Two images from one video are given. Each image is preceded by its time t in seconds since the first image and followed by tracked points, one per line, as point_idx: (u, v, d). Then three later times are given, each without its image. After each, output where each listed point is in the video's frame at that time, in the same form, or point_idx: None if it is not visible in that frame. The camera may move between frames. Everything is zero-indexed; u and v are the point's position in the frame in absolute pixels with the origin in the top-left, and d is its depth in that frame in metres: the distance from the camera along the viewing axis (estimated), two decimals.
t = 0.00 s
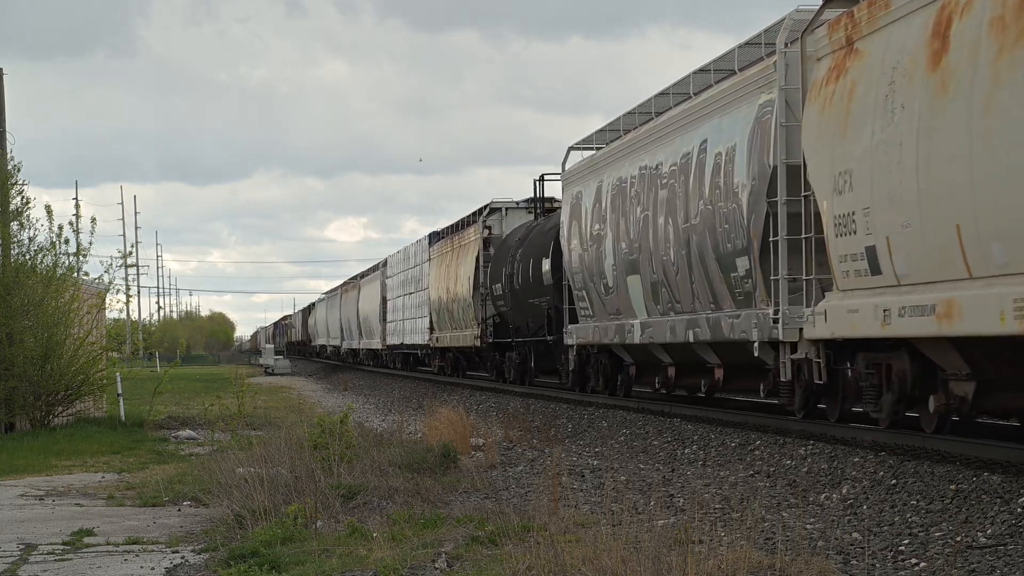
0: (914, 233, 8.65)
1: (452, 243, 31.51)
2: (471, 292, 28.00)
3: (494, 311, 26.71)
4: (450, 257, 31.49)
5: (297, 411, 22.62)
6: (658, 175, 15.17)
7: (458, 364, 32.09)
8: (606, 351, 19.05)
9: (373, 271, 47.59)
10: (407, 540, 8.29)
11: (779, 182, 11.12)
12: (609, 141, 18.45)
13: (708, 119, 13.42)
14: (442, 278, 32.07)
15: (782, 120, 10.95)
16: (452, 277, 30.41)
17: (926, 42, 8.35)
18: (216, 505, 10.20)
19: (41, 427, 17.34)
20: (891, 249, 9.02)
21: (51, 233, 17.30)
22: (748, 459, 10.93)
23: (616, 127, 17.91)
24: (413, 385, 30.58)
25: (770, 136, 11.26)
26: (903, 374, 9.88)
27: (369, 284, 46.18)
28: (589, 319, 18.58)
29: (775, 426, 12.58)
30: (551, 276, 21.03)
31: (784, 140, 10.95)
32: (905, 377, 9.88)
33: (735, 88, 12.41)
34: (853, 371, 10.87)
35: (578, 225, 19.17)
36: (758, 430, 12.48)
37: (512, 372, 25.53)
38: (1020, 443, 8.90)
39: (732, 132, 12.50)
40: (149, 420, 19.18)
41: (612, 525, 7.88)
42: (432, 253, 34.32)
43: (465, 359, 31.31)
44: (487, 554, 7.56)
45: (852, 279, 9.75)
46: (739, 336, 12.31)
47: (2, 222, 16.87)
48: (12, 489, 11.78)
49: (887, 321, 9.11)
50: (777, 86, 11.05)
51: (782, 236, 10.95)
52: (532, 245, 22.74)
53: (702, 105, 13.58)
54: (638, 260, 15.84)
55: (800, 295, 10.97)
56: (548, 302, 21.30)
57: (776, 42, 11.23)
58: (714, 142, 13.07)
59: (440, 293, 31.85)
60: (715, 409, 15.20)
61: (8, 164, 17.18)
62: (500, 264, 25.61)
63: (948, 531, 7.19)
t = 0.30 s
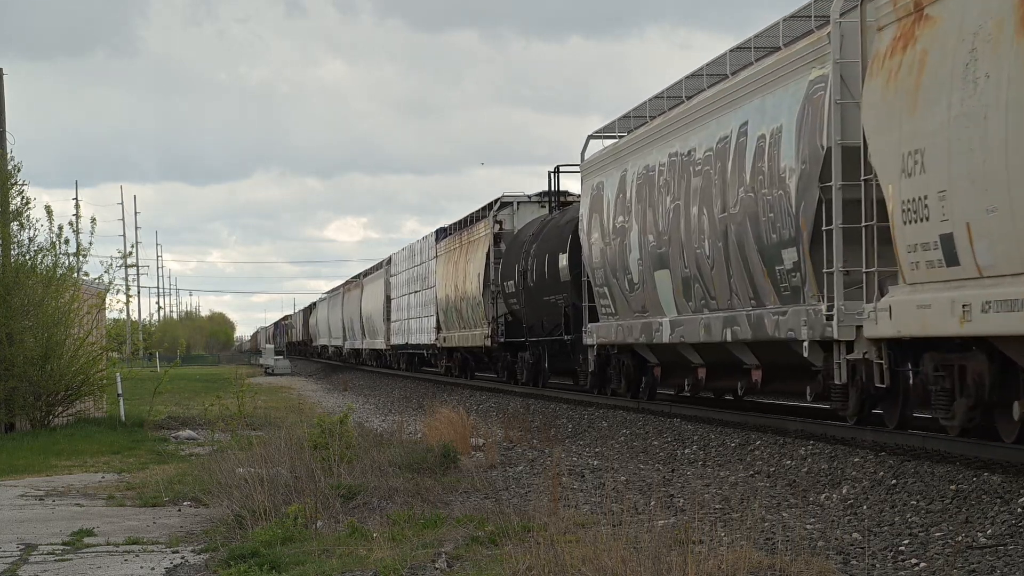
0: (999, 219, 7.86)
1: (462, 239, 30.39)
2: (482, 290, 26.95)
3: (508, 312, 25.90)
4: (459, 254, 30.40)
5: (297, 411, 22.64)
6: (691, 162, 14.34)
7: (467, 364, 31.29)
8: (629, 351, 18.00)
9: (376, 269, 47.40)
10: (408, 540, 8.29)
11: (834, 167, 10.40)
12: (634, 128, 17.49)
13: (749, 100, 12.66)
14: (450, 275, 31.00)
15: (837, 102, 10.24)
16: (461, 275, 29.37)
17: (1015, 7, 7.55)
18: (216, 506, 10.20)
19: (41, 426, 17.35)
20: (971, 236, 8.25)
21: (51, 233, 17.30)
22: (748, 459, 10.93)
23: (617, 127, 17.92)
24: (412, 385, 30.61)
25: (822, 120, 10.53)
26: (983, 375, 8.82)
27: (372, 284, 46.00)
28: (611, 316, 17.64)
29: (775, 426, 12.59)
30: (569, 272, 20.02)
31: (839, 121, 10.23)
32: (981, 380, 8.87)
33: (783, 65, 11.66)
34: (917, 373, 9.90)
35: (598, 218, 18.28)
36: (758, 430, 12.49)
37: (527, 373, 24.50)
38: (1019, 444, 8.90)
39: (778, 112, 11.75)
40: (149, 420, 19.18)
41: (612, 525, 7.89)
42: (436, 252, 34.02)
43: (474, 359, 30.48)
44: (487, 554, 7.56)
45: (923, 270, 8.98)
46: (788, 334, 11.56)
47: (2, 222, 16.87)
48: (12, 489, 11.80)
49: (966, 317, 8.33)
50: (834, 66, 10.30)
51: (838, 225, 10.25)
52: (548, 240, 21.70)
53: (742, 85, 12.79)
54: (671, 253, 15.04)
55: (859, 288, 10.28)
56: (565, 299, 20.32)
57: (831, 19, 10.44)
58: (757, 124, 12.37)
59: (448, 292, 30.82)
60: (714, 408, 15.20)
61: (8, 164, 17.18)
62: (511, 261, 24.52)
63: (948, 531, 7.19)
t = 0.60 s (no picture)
0: None
1: (471, 235, 29.04)
2: (493, 288, 25.64)
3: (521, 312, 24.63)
4: (469, 251, 29.12)
5: (297, 411, 22.64)
6: (728, 145, 12.87)
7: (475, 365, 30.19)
8: (655, 351, 16.67)
9: (379, 269, 47.26)
10: (408, 540, 8.29)
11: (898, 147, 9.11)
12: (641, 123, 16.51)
13: (799, 76, 11.20)
14: (460, 273, 29.69)
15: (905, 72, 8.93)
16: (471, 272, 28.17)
17: None
18: (216, 506, 10.20)
19: (41, 426, 17.35)
20: None
21: (51, 233, 17.31)
22: (748, 459, 10.93)
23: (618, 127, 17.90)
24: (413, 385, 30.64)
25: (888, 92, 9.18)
26: None
27: (375, 283, 45.87)
28: (634, 314, 16.31)
29: (775, 426, 12.58)
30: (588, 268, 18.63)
31: (906, 93, 8.91)
32: None
33: (837, 35, 10.30)
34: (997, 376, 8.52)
35: (624, 209, 16.63)
36: (758, 430, 12.48)
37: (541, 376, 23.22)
38: (1019, 443, 8.90)
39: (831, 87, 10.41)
40: (149, 420, 19.18)
41: (612, 525, 7.89)
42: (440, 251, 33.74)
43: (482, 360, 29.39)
44: (487, 554, 7.56)
45: (1010, 261, 7.52)
46: (841, 332, 10.22)
47: (2, 222, 16.88)
48: (12, 489, 11.79)
49: None
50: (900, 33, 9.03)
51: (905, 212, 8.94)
52: (563, 234, 20.44)
53: (787, 59, 11.44)
54: (704, 246, 13.59)
55: (928, 282, 9.02)
56: (585, 296, 18.94)
57: None
58: (808, 100, 10.89)
59: (458, 291, 29.55)
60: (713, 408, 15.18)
61: (8, 164, 17.19)
62: (525, 257, 23.17)
63: (948, 531, 7.19)
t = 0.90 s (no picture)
0: None
1: (482, 230, 27.62)
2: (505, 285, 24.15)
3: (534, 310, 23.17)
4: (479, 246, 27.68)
5: (297, 411, 22.65)
6: (771, 127, 11.18)
7: (484, 365, 29.11)
8: (684, 351, 15.21)
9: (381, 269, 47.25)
10: (408, 540, 8.29)
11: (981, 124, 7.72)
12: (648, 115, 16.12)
13: (854, 46, 9.58)
14: (470, 270, 28.30)
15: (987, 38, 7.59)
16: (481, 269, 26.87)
17: None
18: (216, 506, 10.20)
19: (41, 426, 17.35)
20: None
21: (51, 233, 17.32)
22: (748, 459, 10.93)
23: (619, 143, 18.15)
24: (413, 385, 30.63)
25: (964, 60, 7.79)
26: None
27: (377, 283, 45.71)
28: (660, 312, 14.72)
29: (775, 427, 12.58)
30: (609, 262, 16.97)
31: (990, 60, 7.59)
32: None
33: None
34: None
35: (649, 199, 15.07)
36: (758, 430, 12.48)
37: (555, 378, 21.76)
38: (1020, 444, 8.89)
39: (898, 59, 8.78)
40: (149, 420, 19.18)
41: (612, 525, 7.89)
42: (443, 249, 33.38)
43: (491, 360, 28.42)
44: (487, 554, 7.56)
45: None
46: (908, 334, 8.73)
47: (2, 222, 16.88)
48: (12, 489, 11.80)
49: None
50: None
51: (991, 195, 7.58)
52: (581, 228, 18.91)
53: (839, 27, 9.82)
54: (743, 237, 11.88)
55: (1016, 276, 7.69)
56: (606, 292, 17.37)
57: None
58: (866, 74, 9.31)
59: (468, 289, 28.14)
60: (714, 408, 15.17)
61: (8, 164, 17.19)
62: (540, 253, 21.69)
63: (948, 531, 7.19)
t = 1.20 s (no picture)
0: None
1: (492, 224, 26.33)
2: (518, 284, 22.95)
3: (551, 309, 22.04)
4: (489, 240, 26.43)
5: (297, 411, 22.66)
6: (824, 105, 9.90)
7: (494, 366, 28.09)
8: (718, 352, 14.15)
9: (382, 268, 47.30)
10: (408, 541, 8.30)
11: None
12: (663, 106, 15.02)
13: (925, 12, 8.26)
14: (481, 266, 27.06)
15: None
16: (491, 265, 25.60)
17: None
18: (216, 506, 10.20)
19: (41, 426, 17.36)
20: None
21: (51, 233, 17.32)
22: (748, 459, 10.93)
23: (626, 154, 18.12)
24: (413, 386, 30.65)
25: None
26: None
27: (379, 282, 45.47)
28: (692, 309, 13.48)
29: (775, 427, 12.58)
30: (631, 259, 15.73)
31: None
32: None
33: None
34: None
35: (678, 188, 13.81)
36: (758, 430, 12.48)
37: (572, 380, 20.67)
38: (1019, 444, 8.90)
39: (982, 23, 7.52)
40: (149, 420, 19.19)
41: (612, 525, 7.90)
42: (446, 247, 33.12)
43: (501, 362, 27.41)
44: (487, 554, 7.57)
45: None
46: (993, 333, 7.53)
47: (2, 222, 16.88)
48: (12, 489, 11.80)
49: None
50: None
51: None
52: (601, 221, 17.61)
53: None
54: (789, 227, 10.60)
55: None
56: (630, 290, 16.13)
57: None
58: (940, 45, 8.04)
59: (479, 286, 26.92)
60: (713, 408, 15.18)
61: (8, 164, 17.18)
62: (556, 248, 20.42)
63: (948, 531, 7.19)
